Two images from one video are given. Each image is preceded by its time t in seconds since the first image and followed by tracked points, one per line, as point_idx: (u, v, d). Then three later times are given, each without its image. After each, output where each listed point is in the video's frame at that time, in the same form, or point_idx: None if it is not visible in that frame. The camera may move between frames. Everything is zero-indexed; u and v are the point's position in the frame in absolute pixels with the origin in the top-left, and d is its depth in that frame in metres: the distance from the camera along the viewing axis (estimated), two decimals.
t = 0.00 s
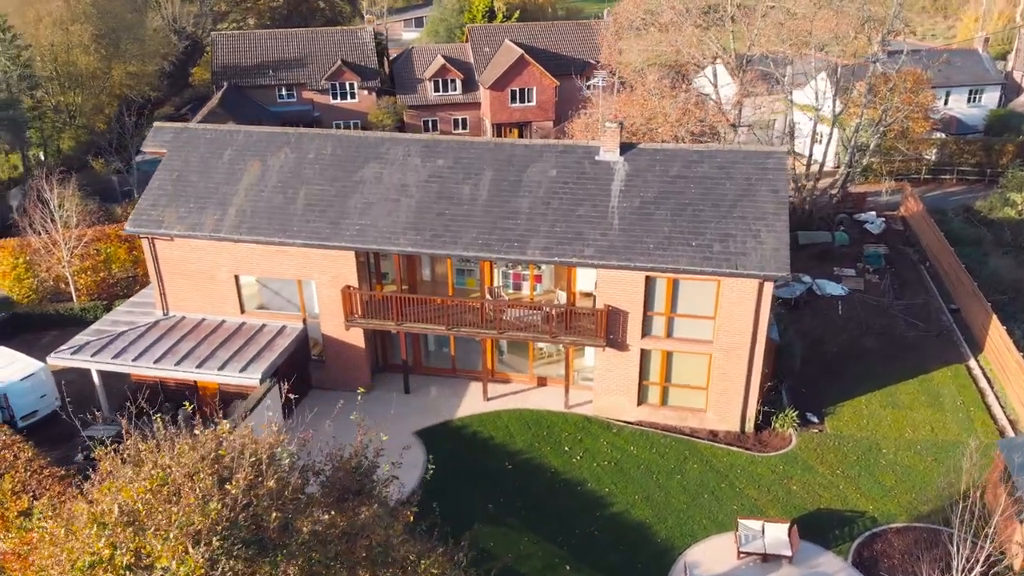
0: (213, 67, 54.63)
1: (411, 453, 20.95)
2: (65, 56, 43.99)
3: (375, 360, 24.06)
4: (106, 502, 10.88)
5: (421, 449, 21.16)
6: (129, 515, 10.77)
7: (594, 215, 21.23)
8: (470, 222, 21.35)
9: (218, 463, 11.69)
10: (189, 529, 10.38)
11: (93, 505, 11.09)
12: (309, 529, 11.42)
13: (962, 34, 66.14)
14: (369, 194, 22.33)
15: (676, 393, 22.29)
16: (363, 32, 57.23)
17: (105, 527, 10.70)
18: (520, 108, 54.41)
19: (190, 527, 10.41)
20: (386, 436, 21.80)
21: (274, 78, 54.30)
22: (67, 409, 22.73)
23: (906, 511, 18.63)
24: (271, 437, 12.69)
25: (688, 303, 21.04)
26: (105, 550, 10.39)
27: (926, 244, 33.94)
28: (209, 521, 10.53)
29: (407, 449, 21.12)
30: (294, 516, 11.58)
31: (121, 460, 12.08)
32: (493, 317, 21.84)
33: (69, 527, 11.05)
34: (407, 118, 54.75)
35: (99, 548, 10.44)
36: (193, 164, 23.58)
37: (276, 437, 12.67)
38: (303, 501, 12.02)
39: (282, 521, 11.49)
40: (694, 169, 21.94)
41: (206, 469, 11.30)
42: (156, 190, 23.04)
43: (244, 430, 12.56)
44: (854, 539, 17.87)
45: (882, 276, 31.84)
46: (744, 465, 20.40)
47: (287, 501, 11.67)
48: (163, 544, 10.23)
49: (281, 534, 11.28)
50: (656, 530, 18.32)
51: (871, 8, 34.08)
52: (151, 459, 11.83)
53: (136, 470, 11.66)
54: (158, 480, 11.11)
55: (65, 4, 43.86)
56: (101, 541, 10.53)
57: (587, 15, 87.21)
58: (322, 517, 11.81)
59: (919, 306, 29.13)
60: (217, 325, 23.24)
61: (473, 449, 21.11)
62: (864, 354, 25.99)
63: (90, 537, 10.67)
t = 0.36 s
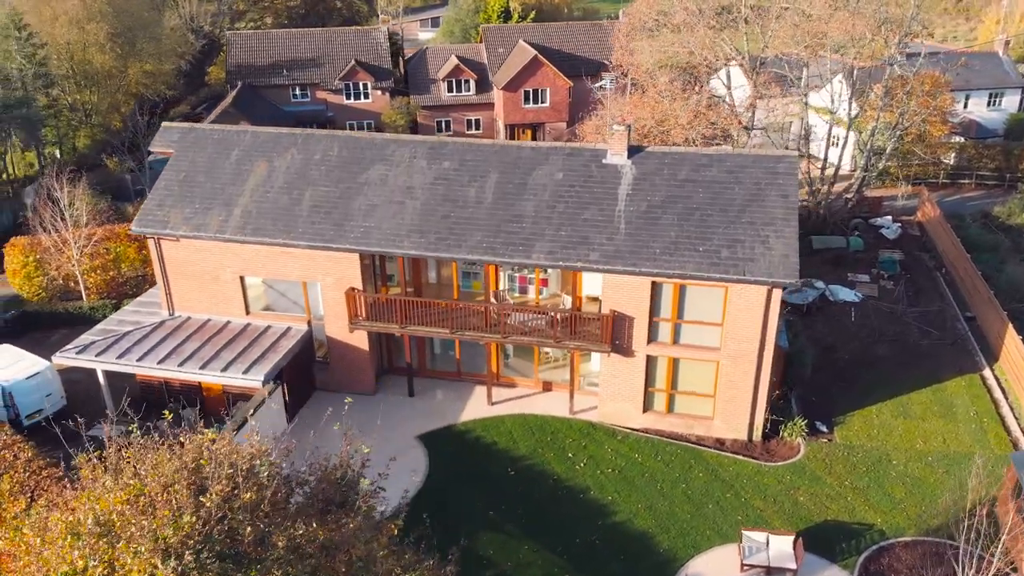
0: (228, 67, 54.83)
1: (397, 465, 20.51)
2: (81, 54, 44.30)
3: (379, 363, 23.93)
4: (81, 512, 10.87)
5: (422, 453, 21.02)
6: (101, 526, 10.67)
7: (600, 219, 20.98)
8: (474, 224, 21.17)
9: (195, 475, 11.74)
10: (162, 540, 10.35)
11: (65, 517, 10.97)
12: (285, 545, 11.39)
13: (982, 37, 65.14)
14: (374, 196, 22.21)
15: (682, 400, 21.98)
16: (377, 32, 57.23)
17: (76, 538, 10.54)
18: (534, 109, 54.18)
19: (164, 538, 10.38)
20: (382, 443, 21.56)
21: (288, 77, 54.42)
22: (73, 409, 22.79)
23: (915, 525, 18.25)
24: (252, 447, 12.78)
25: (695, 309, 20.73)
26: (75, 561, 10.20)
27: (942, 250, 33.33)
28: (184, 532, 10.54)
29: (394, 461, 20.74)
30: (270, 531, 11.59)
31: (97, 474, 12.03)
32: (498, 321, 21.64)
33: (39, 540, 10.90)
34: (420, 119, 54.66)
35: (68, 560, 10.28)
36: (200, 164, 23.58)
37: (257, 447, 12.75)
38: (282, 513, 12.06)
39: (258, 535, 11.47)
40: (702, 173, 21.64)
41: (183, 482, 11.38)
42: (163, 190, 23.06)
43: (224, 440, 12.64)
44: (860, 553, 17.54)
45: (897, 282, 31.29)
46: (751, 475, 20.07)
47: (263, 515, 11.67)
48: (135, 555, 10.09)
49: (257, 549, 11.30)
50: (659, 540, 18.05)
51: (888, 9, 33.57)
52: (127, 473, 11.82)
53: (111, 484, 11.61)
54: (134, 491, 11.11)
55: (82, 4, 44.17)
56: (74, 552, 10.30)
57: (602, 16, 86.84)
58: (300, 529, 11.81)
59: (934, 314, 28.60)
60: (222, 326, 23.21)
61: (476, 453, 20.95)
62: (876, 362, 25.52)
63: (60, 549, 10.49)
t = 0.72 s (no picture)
0: (242, 66, 55.02)
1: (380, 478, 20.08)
2: (97, 53, 44.65)
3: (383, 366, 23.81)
4: (57, 521, 10.99)
5: (424, 458, 20.88)
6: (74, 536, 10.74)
7: (606, 223, 20.71)
8: (479, 228, 20.98)
9: (171, 486, 11.80)
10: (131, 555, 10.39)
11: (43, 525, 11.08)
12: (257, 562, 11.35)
13: (1005, 39, 64.04)
14: (379, 198, 22.08)
15: (688, 408, 21.66)
16: (391, 32, 57.22)
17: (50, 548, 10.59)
18: (547, 110, 53.92)
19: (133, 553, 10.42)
20: (382, 447, 21.42)
21: (302, 77, 54.53)
22: (78, 408, 22.84)
23: (925, 539, 17.85)
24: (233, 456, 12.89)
25: (701, 315, 20.41)
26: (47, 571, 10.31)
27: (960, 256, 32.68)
28: (154, 547, 10.61)
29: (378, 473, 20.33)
30: (244, 545, 11.59)
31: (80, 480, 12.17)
32: (502, 325, 21.42)
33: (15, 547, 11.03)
34: (434, 119, 54.52)
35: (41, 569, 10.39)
36: (206, 164, 23.57)
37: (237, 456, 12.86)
38: (261, 525, 12.08)
39: (232, 548, 11.53)
40: (711, 177, 21.32)
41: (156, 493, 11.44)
42: (169, 190, 23.06)
43: (203, 448, 12.71)
44: (867, 567, 17.18)
45: (912, 289, 30.74)
46: (756, 485, 19.73)
47: (237, 528, 11.72)
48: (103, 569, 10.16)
49: (230, 564, 11.28)
50: (660, 551, 17.78)
51: (906, 12, 33.03)
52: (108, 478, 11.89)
53: (91, 490, 11.69)
54: (109, 500, 11.15)
55: (98, 3, 44.43)
56: (47, 562, 10.41)
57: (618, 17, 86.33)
58: (275, 544, 11.83)
59: (949, 322, 28.06)
60: (227, 327, 23.18)
61: (477, 457, 20.79)
62: (888, 370, 25.05)
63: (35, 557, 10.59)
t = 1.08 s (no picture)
0: (257, 66, 55.22)
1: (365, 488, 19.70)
2: (113, 52, 44.99)
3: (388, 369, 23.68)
4: (30, 533, 10.80)
5: (426, 463, 20.71)
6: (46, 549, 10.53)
7: (612, 227, 20.45)
8: (484, 231, 20.79)
9: (147, 496, 11.60)
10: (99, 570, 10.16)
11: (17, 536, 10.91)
12: None
13: None
14: (384, 200, 21.94)
15: (694, 416, 21.34)
16: (405, 32, 57.18)
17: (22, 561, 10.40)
18: (560, 111, 53.66)
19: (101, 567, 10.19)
20: (384, 451, 21.27)
21: (316, 77, 54.61)
22: (84, 408, 22.90)
23: (934, 554, 17.44)
24: (215, 465, 12.70)
25: (708, 322, 20.08)
26: None
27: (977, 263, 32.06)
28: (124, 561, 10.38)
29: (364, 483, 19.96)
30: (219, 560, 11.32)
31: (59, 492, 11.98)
32: (506, 329, 21.21)
33: None
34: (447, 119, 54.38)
35: None
36: (213, 165, 23.57)
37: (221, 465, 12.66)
38: (238, 539, 11.81)
39: (207, 562, 11.26)
40: (720, 181, 20.99)
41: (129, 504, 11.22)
42: (176, 191, 23.08)
43: (185, 456, 12.54)
44: None
45: (927, 296, 30.19)
46: (762, 496, 19.39)
47: (213, 540, 11.46)
48: None
49: None
50: (663, 562, 17.49)
51: (924, 14, 32.47)
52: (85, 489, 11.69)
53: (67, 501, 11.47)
54: (82, 513, 10.95)
55: (115, 2, 44.68)
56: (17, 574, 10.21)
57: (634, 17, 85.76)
58: (252, 559, 11.66)
59: (964, 330, 27.51)
60: (232, 328, 23.16)
61: (479, 463, 20.60)
62: (901, 379, 24.59)
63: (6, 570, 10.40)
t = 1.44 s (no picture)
0: (272, 65, 55.38)
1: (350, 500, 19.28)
2: (129, 51, 45.23)
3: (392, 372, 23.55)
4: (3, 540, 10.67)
5: (428, 468, 20.54)
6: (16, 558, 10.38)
7: (618, 231, 20.18)
8: (488, 234, 20.59)
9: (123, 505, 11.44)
10: None
11: None
12: None
13: None
14: (390, 202, 21.80)
15: (701, 423, 21.00)
16: (420, 32, 57.09)
17: None
18: (575, 112, 53.31)
19: None
20: (388, 455, 21.10)
21: (330, 77, 54.66)
22: (90, 407, 22.95)
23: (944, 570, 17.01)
24: (195, 474, 12.55)
25: (716, 329, 19.76)
26: None
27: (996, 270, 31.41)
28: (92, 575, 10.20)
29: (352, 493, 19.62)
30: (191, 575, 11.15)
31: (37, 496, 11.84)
32: (510, 333, 20.96)
33: None
34: (461, 120, 54.17)
35: None
36: (220, 165, 23.58)
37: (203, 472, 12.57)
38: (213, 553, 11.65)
39: None
40: (730, 186, 20.66)
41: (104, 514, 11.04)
42: (183, 191, 23.11)
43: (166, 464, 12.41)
44: None
45: (943, 303, 29.61)
46: (769, 507, 19.05)
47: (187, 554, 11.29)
48: None
49: None
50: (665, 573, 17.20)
51: (943, 15, 31.89)
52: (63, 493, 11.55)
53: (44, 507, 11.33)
54: (56, 521, 10.79)
55: None
56: None
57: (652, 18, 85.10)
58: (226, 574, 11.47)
59: (981, 339, 26.95)
60: (237, 328, 23.13)
61: (482, 469, 20.41)
62: (914, 389, 24.11)
63: None
